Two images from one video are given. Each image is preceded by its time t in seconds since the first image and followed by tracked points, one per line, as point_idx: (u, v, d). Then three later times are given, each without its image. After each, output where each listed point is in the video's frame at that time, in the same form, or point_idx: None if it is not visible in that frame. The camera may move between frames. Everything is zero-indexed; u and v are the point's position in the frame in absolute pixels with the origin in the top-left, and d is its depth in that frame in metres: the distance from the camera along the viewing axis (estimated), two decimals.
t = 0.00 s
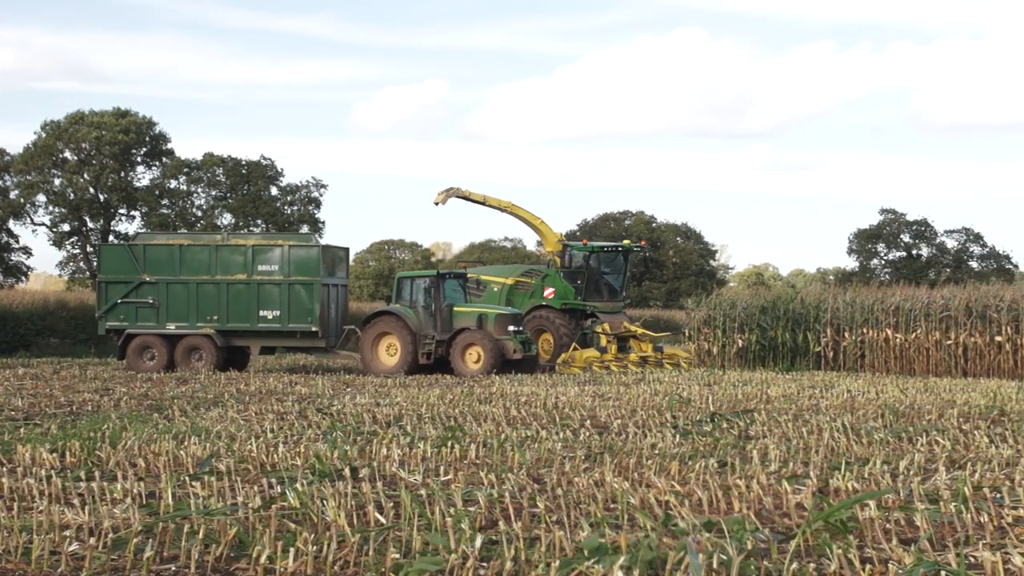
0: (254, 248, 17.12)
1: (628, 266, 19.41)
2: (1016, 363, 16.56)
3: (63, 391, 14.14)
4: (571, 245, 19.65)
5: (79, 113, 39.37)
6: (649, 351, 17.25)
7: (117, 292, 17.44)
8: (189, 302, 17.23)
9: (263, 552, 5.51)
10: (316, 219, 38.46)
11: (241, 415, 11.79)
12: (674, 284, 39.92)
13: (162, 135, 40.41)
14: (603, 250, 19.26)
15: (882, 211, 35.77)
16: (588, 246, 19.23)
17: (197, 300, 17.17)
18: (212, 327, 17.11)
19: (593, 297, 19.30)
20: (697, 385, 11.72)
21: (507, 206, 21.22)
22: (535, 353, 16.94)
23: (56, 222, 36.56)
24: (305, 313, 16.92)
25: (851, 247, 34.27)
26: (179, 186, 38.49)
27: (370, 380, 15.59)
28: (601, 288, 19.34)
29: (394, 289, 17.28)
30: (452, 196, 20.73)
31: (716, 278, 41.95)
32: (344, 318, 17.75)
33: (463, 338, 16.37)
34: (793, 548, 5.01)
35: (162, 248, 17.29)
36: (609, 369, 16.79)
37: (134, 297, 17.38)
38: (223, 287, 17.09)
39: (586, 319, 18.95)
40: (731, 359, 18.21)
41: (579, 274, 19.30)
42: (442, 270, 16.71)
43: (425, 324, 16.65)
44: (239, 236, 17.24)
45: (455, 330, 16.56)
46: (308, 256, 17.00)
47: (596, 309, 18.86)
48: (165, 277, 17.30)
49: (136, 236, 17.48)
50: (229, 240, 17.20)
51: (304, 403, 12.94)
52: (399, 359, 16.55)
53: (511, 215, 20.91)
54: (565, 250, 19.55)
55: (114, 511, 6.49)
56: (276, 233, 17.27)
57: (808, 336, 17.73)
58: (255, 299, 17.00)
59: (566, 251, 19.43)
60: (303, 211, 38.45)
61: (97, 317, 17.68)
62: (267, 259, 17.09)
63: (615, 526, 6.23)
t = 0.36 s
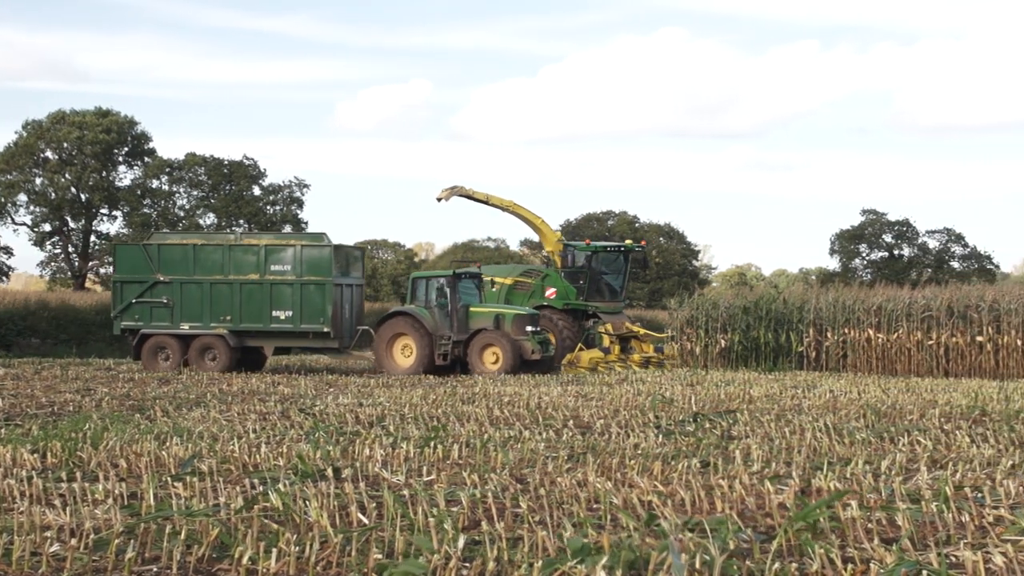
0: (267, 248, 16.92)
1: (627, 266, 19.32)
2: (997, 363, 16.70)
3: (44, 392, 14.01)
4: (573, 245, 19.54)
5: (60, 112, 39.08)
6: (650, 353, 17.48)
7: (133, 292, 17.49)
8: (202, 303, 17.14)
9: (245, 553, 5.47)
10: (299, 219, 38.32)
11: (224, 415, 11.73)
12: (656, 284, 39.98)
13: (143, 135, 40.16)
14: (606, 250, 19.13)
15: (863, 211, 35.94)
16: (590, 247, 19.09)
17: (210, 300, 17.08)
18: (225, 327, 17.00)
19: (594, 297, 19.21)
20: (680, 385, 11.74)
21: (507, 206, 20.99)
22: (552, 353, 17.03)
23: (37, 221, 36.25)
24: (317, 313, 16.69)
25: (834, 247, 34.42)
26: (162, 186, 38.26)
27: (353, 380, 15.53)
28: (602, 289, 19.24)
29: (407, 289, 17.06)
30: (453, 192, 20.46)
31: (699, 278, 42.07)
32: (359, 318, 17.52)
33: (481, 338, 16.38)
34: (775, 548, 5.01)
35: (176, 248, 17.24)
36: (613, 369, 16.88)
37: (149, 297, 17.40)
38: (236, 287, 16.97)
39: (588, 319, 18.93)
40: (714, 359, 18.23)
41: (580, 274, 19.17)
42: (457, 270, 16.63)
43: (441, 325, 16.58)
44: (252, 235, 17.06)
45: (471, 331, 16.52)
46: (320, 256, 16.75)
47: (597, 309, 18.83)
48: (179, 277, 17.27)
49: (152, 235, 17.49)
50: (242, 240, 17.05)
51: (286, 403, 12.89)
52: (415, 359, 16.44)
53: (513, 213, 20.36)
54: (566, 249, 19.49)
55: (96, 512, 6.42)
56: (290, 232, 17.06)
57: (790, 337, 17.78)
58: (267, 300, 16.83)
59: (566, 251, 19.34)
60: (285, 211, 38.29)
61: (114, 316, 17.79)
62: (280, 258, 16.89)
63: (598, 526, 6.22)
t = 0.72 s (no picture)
0: (280, 247, 16.80)
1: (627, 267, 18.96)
2: (976, 363, 16.85)
3: (22, 393, 13.84)
4: (573, 245, 19.21)
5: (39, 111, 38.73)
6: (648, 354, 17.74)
7: (146, 291, 17.37)
8: (215, 303, 17.01)
9: (226, 554, 5.42)
10: (279, 220, 38.10)
11: (204, 416, 11.63)
12: (638, 285, 39.99)
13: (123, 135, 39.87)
14: (607, 249, 18.82)
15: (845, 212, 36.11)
16: (594, 246, 18.77)
17: (223, 300, 16.94)
18: (237, 328, 16.86)
19: (595, 297, 18.84)
20: (662, 386, 11.75)
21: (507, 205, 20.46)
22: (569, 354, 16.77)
23: (15, 221, 35.89)
24: (330, 314, 16.55)
25: (815, 248, 34.57)
26: (141, 186, 37.99)
27: (334, 381, 15.43)
28: (602, 290, 18.93)
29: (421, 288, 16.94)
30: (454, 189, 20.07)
31: (681, 279, 42.17)
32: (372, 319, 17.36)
33: (498, 338, 16.13)
34: (756, 549, 5.00)
35: (190, 247, 17.12)
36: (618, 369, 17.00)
37: (162, 296, 17.28)
38: (249, 287, 16.83)
39: (588, 320, 18.61)
40: (696, 359, 18.24)
41: (580, 274, 18.85)
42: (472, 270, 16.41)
43: (456, 325, 16.38)
44: (265, 235, 16.94)
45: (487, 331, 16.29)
46: (333, 257, 16.60)
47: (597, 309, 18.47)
48: (192, 277, 17.14)
49: (165, 234, 17.37)
50: (256, 240, 16.93)
51: (267, 404, 12.83)
52: (430, 359, 16.27)
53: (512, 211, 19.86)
54: (566, 249, 19.13)
55: (75, 514, 6.34)
56: (303, 232, 16.94)
57: (772, 337, 17.84)
58: (280, 300, 16.68)
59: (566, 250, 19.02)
60: (266, 211, 38.09)
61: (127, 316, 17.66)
62: (293, 258, 16.75)
63: (579, 527, 6.21)
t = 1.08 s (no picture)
0: (279, 247, 16.56)
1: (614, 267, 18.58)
2: (942, 363, 17.01)
3: None
4: (558, 243, 18.61)
5: None
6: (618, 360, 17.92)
7: (144, 291, 17.10)
8: (213, 303, 16.76)
9: (188, 557, 5.29)
10: (244, 219, 37.72)
11: (166, 418, 11.44)
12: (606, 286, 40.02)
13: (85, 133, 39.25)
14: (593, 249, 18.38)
15: (812, 213, 36.38)
16: (581, 244, 18.34)
17: (221, 301, 16.70)
18: (235, 329, 16.61)
19: (582, 298, 18.41)
20: (629, 387, 11.72)
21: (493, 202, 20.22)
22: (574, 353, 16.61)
23: None
24: (328, 314, 16.30)
25: (783, 248, 34.80)
26: (104, 185, 37.41)
27: (299, 382, 15.25)
28: (588, 289, 18.50)
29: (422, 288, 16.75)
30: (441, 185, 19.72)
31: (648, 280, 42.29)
32: (372, 321, 17.13)
33: (501, 339, 15.98)
34: (722, 551, 4.96)
35: (188, 247, 16.88)
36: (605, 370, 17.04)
37: (160, 296, 17.02)
38: (246, 287, 16.59)
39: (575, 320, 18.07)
40: (663, 360, 18.25)
41: (567, 274, 18.36)
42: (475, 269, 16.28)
43: (458, 326, 16.20)
44: (263, 235, 16.71)
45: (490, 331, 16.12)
46: (332, 256, 16.37)
47: (586, 309, 18.01)
48: (190, 277, 16.89)
49: (163, 233, 17.11)
50: (254, 239, 16.69)
51: (230, 406, 12.66)
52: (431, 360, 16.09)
53: (499, 210, 19.50)
54: (552, 247, 18.63)
55: (33, 518, 6.17)
56: (301, 232, 16.71)
57: (739, 338, 17.89)
58: (278, 300, 16.44)
59: (551, 250, 18.56)
60: (230, 211, 37.68)
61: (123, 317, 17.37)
62: (291, 258, 16.51)
63: (546, 529, 6.15)
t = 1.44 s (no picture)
0: (279, 246, 16.30)
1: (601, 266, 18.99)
2: (910, 364, 17.12)
3: None
4: (549, 242, 18.93)
5: None
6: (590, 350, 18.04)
7: (144, 292, 16.81)
8: (214, 305, 16.47)
9: (153, 560, 5.18)
10: (210, 219, 37.32)
11: (131, 420, 11.26)
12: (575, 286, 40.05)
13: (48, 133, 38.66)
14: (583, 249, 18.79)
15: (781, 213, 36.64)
16: (571, 245, 18.74)
17: (222, 302, 16.41)
18: (236, 330, 16.32)
19: (571, 297, 18.89)
20: (598, 388, 11.69)
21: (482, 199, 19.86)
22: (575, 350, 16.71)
23: None
24: (330, 314, 16.01)
25: (751, 249, 35.01)
26: (68, 184, 36.79)
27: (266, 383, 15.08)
28: (576, 287, 18.93)
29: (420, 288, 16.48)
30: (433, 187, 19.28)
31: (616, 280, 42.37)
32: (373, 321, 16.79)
33: (508, 338, 15.90)
34: (692, 552, 4.93)
35: (188, 247, 16.61)
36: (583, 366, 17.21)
37: (160, 298, 16.73)
38: (247, 288, 16.31)
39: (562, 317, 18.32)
40: (632, 361, 18.27)
41: (557, 273, 18.80)
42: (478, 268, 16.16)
43: (464, 325, 16.01)
44: (263, 234, 16.45)
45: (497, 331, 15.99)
46: (333, 255, 16.11)
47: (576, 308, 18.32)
48: (190, 278, 16.62)
49: (163, 233, 16.85)
50: (255, 239, 16.44)
51: (196, 407, 12.51)
52: (439, 361, 15.84)
53: (486, 207, 19.40)
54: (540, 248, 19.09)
55: None
56: (302, 231, 16.47)
57: (708, 339, 17.96)
58: (279, 300, 16.16)
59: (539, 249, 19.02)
60: (197, 211, 37.26)
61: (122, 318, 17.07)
62: (292, 257, 16.25)
63: (514, 531, 6.10)
